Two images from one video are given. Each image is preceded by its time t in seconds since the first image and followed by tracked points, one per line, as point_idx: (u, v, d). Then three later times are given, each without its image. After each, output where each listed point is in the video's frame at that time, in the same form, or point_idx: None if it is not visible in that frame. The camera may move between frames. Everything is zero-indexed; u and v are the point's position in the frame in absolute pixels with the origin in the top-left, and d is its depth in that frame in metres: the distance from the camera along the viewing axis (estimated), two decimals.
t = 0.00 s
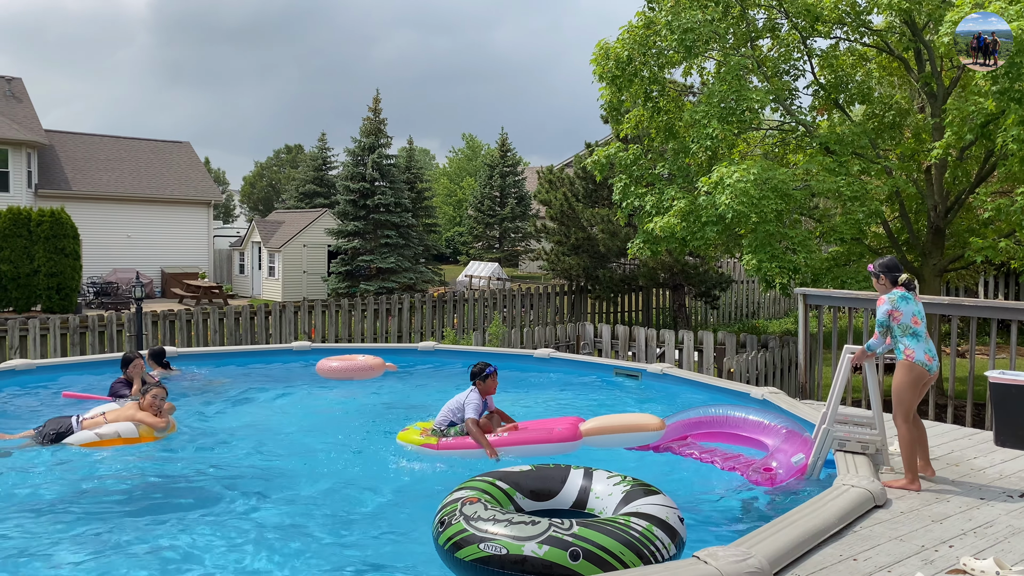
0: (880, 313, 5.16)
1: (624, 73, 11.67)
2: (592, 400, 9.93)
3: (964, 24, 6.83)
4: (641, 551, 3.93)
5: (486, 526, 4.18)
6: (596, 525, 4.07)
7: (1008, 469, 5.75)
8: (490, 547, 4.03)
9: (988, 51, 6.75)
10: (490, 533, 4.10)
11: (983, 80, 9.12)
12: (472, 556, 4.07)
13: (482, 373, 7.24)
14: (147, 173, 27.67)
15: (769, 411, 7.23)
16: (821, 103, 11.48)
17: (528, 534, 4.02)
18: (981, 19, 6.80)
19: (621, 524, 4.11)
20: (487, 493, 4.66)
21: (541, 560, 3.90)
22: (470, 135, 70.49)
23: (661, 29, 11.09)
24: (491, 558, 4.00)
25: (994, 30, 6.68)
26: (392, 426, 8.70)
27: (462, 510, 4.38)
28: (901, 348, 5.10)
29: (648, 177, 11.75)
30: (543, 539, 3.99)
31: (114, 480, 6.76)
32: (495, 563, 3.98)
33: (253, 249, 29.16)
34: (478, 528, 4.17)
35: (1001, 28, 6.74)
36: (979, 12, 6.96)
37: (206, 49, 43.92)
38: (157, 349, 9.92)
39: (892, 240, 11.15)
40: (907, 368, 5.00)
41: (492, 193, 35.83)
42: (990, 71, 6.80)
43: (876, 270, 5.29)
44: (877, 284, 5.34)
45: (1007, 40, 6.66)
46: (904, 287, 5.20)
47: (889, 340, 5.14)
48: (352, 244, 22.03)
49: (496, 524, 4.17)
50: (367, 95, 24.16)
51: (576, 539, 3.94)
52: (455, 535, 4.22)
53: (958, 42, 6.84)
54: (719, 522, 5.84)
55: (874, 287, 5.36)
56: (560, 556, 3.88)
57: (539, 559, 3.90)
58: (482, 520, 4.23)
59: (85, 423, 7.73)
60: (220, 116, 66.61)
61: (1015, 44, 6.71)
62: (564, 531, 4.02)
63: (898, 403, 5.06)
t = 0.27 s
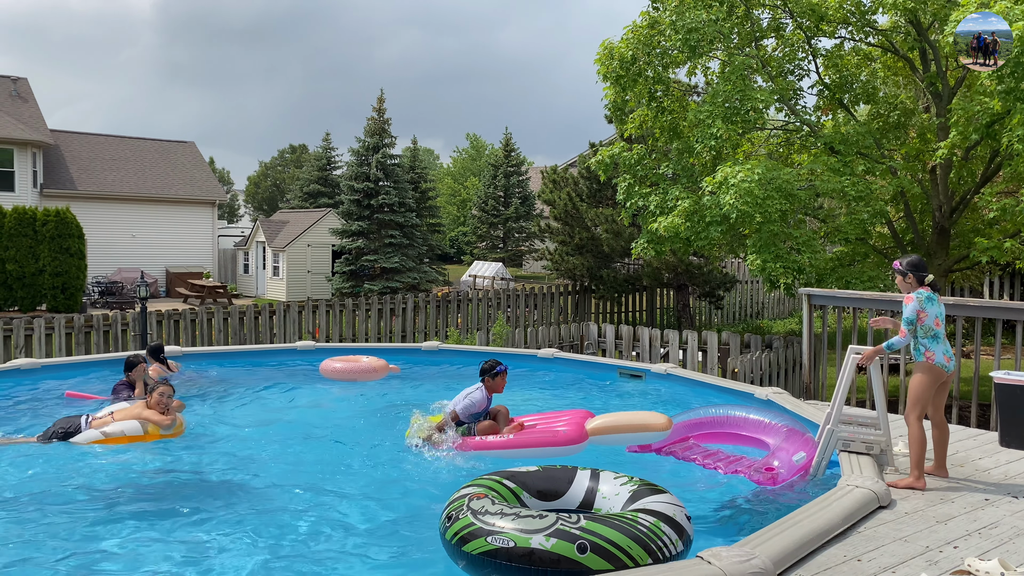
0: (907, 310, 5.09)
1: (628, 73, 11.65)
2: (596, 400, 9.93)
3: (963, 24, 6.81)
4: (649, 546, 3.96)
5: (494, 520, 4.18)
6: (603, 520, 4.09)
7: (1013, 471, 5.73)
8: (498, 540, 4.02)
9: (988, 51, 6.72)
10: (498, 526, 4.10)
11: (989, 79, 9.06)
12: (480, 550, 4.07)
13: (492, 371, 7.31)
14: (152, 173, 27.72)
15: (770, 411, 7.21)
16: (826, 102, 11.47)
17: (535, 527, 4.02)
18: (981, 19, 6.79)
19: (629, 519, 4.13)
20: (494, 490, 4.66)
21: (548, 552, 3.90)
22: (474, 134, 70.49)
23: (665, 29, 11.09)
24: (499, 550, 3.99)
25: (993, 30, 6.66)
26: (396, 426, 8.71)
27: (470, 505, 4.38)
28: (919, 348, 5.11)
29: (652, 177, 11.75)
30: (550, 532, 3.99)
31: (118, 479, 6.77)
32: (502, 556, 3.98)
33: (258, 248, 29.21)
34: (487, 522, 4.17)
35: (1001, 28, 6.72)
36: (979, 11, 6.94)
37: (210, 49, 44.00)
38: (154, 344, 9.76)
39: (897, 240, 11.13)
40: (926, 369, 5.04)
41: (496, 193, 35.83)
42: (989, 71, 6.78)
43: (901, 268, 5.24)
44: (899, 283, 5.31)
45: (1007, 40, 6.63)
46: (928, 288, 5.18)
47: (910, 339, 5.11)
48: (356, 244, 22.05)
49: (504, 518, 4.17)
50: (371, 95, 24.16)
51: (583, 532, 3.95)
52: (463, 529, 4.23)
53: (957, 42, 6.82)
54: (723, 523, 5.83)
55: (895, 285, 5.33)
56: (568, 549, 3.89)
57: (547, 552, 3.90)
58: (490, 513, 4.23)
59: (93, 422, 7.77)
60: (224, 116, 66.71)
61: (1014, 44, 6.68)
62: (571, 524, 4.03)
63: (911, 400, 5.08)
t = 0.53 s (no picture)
0: (919, 307, 5.11)
1: (631, 73, 11.65)
2: (598, 400, 9.93)
3: (963, 24, 6.80)
4: (655, 548, 3.95)
5: (500, 522, 4.19)
6: (609, 522, 4.09)
7: (1015, 471, 5.73)
8: (504, 543, 4.04)
9: (988, 51, 6.72)
10: (504, 528, 4.12)
11: (992, 79, 9.00)
12: (485, 552, 4.08)
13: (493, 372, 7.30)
14: (155, 173, 27.77)
15: (772, 411, 7.23)
16: (829, 102, 11.48)
17: (541, 530, 4.04)
18: (981, 19, 6.76)
19: (635, 521, 4.13)
20: (501, 490, 4.66)
21: (554, 555, 3.91)
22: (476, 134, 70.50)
23: (667, 29, 11.08)
24: (504, 553, 4.01)
25: (993, 30, 6.65)
26: (399, 425, 8.72)
27: (476, 506, 4.40)
28: (930, 344, 5.13)
29: (654, 178, 11.76)
30: (556, 535, 4.00)
31: (121, 478, 6.79)
32: (508, 559, 3.99)
33: (260, 248, 29.25)
34: (493, 524, 4.18)
35: (1000, 27, 6.71)
36: (979, 11, 6.93)
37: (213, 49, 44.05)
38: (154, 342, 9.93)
39: (900, 240, 11.13)
40: (936, 366, 5.08)
41: (499, 193, 35.84)
42: (990, 71, 6.77)
43: (915, 267, 5.24)
44: (913, 282, 5.32)
45: (1007, 40, 6.62)
46: (942, 284, 5.18)
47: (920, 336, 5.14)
48: (359, 244, 22.07)
49: (510, 520, 4.19)
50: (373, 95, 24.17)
51: (589, 535, 3.96)
52: (469, 531, 4.25)
53: (958, 42, 6.81)
54: (725, 523, 5.83)
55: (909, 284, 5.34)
56: (574, 552, 3.90)
57: (553, 555, 3.92)
58: (496, 515, 4.24)
59: (99, 419, 7.75)
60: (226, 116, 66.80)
61: (1015, 44, 6.67)
62: (577, 526, 4.04)
63: (920, 398, 5.11)
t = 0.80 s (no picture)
0: (919, 306, 5.11)
1: (632, 74, 11.65)
2: (599, 400, 9.93)
3: (963, 24, 6.79)
4: (658, 551, 3.94)
5: (504, 523, 4.20)
6: (613, 524, 4.08)
7: (1016, 471, 5.73)
8: (508, 544, 4.06)
9: (988, 51, 6.71)
10: (508, 530, 4.13)
11: (993, 80, 8.97)
12: (489, 553, 4.10)
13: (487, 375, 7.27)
14: (155, 173, 27.78)
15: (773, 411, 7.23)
16: (830, 103, 11.49)
17: (545, 532, 4.04)
18: (981, 18, 6.76)
19: (639, 523, 4.12)
20: (506, 489, 4.66)
21: (558, 558, 3.92)
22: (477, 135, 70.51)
23: (668, 30, 11.08)
24: (508, 554, 4.03)
25: (993, 30, 6.65)
26: (399, 426, 8.72)
27: (480, 506, 4.39)
28: (930, 344, 5.13)
29: (655, 178, 11.75)
30: (560, 537, 4.00)
31: (121, 479, 6.79)
32: (512, 560, 4.01)
33: (261, 248, 29.26)
34: (497, 524, 4.19)
35: (1001, 27, 6.70)
36: (979, 11, 6.92)
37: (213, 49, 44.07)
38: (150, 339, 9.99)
39: (901, 241, 11.12)
40: (936, 365, 5.07)
41: (500, 193, 35.86)
42: (990, 71, 6.77)
43: (914, 268, 5.23)
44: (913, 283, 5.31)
45: (1007, 40, 6.62)
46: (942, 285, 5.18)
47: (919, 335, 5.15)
48: (359, 244, 22.07)
49: (514, 521, 4.19)
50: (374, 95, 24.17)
51: (593, 538, 3.96)
52: (473, 531, 4.26)
53: (958, 42, 6.81)
54: (726, 523, 5.83)
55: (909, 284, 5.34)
56: (577, 555, 3.90)
57: (557, 557, 3.92)
58: (500, 516, 4.25)
59: (99, 420, 7.77)
60: (227, 116, 66.82)
61: (1015, 44, 6.67)
62: (581, 529, 4.03)
63: (922, 399, 5.12)
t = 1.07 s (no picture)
0: (917, 307, 5.09)
1: (631, 75, 11.66)
2: (599, 401, 9.92)
3: (964, 25, 6.80)
4: (663, 548, 3.95)
5: (508, 522, 4.21)
6: (617, 522, 4.09)
7: (1016, 472, 5.73)
8: (512, 542, 4.06)
9: (989, 51, 6.71)
10: (512, 528, 4.13)
11: (993, 81, 8.96)
12: (493, 551, 4.10)
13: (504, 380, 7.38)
14: (155, 174, 27.77)
15: (773, 411, 7.21)
16: (829, 104, 11.49)
17: (548, 530, 4.05)
18: (981, 19, 6.77)
19: (643, 521, 4.13)
20: (509, 489, 4.68)
21: (562, 555, 3.93)
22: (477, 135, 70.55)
23: (667, 30, 11.08)
24: (512, 552, 4.04)
25: (994, 30, 6.65)
26: (399, 427, 8.71)
27: (484, 506, 4.41)
28: (929, 344, 5.11)
29: (655, 179, 11.76)
30: (564, 534, 4.01)
31: (120, 480, 6.79)
32: (516, 557, 4.02)
33: (261, 249, 29.26)
34: (500, 523, 4.20)
35: (1001, 27, 6.71)
36: (980, 11, 6.94)
37: (213, 50, 44.05)
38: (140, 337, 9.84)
39: (901, 241, 11.13)
40: (937, 365, 5.04)
41: (500, 193, 35.88)
42: (990, 71, 6.77)
43: (909, 268, 5.27)
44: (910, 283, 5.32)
45: (1007, 40, 6.62)
46: (937, 285, 5.19)
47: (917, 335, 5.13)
48: (359, 244, 22.08)
49: (518, 519, 4.20)
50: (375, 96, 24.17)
51: (597, 535, 3.96)
52: (477, 531, 4.27)
53: (958, 42, 6.81)
54: (725, 524, 5.82)
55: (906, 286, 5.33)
56: (581, 552, 3.90)
57: (561, 554, 3.93)
58: (504, 515, 4.26)
59: (98, 426, 7.78)
60: (227, 116, 66.80)
61: (1015, 44, 6.67)
62: (585, 526, 4.04)
63: (920, 398, 5.08)
